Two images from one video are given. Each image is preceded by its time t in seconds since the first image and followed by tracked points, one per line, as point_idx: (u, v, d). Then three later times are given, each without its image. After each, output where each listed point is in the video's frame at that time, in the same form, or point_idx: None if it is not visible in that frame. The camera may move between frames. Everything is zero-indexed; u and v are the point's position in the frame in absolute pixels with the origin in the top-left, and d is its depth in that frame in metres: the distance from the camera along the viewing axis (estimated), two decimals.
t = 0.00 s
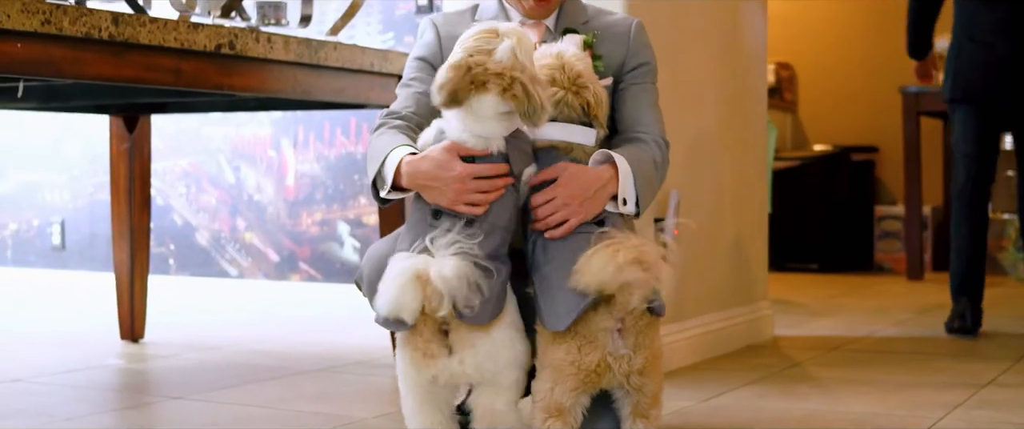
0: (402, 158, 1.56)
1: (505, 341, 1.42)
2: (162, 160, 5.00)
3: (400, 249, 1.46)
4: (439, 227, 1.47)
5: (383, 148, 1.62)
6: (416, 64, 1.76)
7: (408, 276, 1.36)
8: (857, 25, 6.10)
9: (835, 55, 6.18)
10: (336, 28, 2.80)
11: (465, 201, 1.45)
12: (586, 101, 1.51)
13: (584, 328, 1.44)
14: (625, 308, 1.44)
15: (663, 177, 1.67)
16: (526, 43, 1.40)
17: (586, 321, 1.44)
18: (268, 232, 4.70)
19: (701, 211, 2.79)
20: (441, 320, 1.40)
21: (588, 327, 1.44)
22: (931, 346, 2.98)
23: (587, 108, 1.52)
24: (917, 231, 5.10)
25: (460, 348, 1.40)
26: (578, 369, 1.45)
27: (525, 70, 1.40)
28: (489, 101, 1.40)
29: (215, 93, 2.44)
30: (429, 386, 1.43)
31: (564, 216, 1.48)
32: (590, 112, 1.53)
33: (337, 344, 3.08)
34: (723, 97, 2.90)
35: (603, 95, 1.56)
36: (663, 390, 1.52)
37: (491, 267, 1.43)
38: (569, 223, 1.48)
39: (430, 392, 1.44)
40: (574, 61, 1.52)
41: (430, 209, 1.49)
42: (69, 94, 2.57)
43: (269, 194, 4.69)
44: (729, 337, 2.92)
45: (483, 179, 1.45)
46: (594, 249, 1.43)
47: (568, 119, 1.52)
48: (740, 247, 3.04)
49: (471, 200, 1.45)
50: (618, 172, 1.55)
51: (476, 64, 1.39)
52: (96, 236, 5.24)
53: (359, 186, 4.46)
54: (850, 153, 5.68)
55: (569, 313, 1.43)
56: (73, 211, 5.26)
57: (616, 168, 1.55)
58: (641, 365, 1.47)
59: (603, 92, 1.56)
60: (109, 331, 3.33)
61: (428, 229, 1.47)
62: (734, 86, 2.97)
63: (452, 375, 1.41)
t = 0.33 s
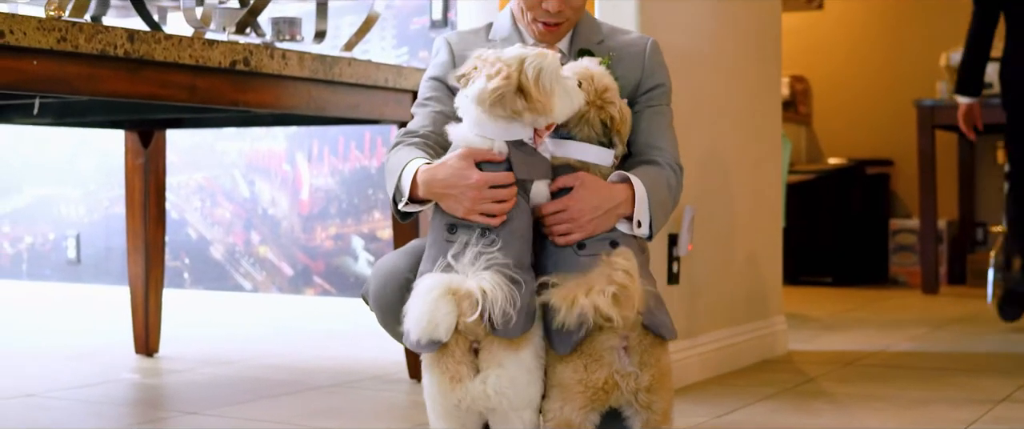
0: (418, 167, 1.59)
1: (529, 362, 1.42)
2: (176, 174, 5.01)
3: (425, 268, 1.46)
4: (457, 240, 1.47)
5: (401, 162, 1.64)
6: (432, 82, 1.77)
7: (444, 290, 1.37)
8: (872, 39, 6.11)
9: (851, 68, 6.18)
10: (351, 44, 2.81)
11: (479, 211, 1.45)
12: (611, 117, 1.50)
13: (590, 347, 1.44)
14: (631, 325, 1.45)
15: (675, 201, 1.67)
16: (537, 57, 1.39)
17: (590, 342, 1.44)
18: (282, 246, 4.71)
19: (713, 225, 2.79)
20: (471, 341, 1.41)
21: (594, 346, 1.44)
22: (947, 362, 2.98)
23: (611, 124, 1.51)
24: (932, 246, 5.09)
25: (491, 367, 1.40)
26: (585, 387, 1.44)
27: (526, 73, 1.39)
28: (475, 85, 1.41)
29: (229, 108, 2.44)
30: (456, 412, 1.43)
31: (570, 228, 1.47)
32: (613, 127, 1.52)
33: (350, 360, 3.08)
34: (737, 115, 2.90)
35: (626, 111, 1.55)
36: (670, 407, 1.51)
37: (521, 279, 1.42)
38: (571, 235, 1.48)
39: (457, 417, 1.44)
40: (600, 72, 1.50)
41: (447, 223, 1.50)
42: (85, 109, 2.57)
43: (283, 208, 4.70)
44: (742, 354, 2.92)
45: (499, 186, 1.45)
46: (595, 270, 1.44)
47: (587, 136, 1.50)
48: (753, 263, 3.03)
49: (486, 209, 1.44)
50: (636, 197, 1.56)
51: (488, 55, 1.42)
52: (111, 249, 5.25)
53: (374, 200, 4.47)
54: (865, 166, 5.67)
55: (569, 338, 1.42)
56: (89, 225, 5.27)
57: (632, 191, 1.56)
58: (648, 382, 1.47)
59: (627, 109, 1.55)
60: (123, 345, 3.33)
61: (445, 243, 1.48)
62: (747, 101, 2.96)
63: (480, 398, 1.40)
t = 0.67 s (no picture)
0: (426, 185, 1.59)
1: (553, 376, 1.41)
2: (187, 186, 5.02)
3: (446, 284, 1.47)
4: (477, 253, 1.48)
5: (406, 184, 1.65)
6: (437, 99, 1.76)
7: (463, 306, 1.37)
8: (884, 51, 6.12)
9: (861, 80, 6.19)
10: (361, 57, 2.81)
11: (495, 216, 1.46)
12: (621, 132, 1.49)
13: (603, 363, 1.44)
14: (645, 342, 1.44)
15: (686, 215, 1.68)
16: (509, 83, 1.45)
17: (602, 357, 1.43)
18: (293, 258, 4.72)
19: (724, 238, 2.79)
20: (494, 355, 1.41)
21: (606, 362, 1.44)
22: (959, 374, 2.97)
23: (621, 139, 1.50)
24: (945, 258, 5.08)
25: (514, 383, 1.39)
26: (598, 403, 1.43)
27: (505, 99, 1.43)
28: (461, 119, 1.43)
29: (240, 122, 2.45)
30: None
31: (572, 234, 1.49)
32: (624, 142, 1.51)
33: (362, 372, 3.08)
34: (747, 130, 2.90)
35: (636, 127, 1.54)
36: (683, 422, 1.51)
37: (546, 282, 1.42)
38: (574, 240, 1.50)
39: None
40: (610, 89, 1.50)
41: (465, 238, 1.51)
42: (96, 122, 2.58)
43: (294, 219, 4.71)
44: (753, 366, 2.91)
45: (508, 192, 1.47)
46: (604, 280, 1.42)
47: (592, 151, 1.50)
48: (764, 276, 3.03)
49: (503, 212, 1.46)
50: (643, 206, 1.56)
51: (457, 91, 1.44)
52: (123, 261, 5.26)
53: (384, 212, 4.47)
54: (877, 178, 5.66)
55: (585, 352, 1.42)
56: (101, 237, 5.29)
57: (638, 201, 1.56)
58: (661, 397, 1.47)
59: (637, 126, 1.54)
60: (135, 357, 3.34)
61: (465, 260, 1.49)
62: (757, 113, 2.96)
63: (505, 414, 1.39)
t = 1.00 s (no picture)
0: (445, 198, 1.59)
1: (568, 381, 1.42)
2: (198, 196, 5.03)
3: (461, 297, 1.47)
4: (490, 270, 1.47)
5: (420, 208, 1.65)
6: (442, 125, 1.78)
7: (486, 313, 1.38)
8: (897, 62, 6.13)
9: (872, 90, 6.20)
10: (371, 67, 2.81)
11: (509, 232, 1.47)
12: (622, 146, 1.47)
13: (607, 376, 1.41)
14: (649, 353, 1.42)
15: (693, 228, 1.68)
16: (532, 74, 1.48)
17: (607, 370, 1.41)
18: (304, 267, 4.72)
19: (733, 250, 2.78)
20: (514, 359, 1.40)
21: (611, 374, 1.41)
22: (971, 384, 2.96)
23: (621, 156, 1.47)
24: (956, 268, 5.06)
25: (536, 384, 1.39)
26: (603, 416, 1.41)
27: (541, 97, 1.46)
28: (501, 123, 1.45)
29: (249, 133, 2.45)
30: None
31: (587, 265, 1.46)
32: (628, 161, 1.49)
33: (372, 382, 3.08)
34: (757, 140, 2.89)
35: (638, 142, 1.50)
36: None
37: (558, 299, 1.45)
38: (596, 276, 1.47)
39: None
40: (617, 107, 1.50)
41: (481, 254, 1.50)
42: (106, 133, 2.59)
43: (305, 229, 4.71)
44: (763, 377, 2.90)
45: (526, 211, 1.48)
46: (604, 296, 1.41)
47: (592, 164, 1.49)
48: (774, 287, 3.02)
49: (517, 230, 1.47)
50: (645, 216, 1.54)
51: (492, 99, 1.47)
52: (134, 271, 5.27)
53: (394, 222, 4.48)
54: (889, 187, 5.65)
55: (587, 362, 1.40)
56: (112, 246, 5.31)
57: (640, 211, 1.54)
58: (669, 410, 1.44)
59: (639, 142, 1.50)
60: (145, 368, 3.34)
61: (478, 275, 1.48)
62: (767, 124, 2.95)
63: (527, 416, 1.38)
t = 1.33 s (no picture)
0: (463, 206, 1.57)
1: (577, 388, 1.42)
2: (209, 204, 5.04)
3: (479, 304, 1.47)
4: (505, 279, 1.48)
5: (438, 209, 1.64)
6: (454, 123, 1.79)
7: (512, 319, 1.36)
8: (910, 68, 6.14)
9: (885, 96, 6.22)
10: (381, 76, 2.81)
11: (530, 243, 1.47)
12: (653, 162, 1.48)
13: (619, 385, 1.40)
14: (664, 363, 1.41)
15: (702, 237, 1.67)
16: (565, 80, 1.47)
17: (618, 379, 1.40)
18: (315, 276, 4.72)
19: (743, 259, 2.78)
20: (535, 365, 1.41)
21: (622, 383, 1.40)
22: (983, 393, 2.96)
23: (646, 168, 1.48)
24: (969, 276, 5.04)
25: (553, 386, 1.40)
26: (613, 423, 1.40)
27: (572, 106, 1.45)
28: (538, 124, 1.43)
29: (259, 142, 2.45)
30: None
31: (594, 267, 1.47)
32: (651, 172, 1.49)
33: (382, 391, 3.07)
34: (768, 149, 2.89)
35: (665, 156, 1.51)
36: None
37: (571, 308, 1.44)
38: (598, 274, 1.48)
39: None
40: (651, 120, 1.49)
41: (494, 262, 1.50)
42: (116, 142, 2.59)
43: (316, 238, 4.72)
44: (773, 385, 2.89)
45: (544, 222, 1.47)
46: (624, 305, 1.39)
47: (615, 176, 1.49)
48: (784, 296, 3.01)
49: (538, 241, 1.48)
50: (659, 227, 1.55)
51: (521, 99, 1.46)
52: (145, 279, 5.28)
53: (405, 231, 4.48)
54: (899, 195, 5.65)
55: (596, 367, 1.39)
56: (123, 254, 5.32)
57: (653, 223, 1.54)
58: (678, 419, 1.44)
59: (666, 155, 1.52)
60: (156, 376, 3.34)
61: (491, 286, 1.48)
62: (777, 131, 2.95)
63: (543, 418, 1.40)
